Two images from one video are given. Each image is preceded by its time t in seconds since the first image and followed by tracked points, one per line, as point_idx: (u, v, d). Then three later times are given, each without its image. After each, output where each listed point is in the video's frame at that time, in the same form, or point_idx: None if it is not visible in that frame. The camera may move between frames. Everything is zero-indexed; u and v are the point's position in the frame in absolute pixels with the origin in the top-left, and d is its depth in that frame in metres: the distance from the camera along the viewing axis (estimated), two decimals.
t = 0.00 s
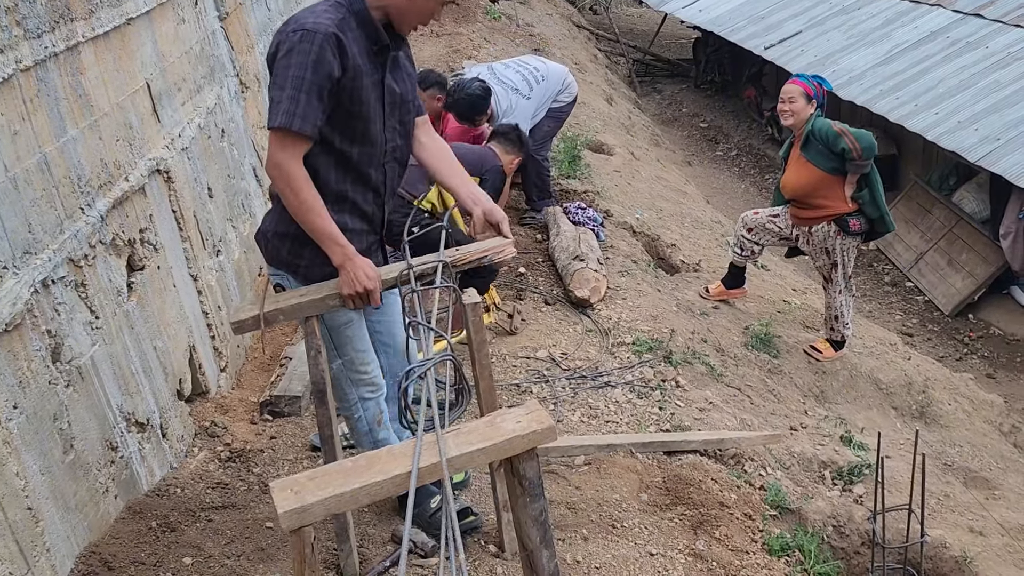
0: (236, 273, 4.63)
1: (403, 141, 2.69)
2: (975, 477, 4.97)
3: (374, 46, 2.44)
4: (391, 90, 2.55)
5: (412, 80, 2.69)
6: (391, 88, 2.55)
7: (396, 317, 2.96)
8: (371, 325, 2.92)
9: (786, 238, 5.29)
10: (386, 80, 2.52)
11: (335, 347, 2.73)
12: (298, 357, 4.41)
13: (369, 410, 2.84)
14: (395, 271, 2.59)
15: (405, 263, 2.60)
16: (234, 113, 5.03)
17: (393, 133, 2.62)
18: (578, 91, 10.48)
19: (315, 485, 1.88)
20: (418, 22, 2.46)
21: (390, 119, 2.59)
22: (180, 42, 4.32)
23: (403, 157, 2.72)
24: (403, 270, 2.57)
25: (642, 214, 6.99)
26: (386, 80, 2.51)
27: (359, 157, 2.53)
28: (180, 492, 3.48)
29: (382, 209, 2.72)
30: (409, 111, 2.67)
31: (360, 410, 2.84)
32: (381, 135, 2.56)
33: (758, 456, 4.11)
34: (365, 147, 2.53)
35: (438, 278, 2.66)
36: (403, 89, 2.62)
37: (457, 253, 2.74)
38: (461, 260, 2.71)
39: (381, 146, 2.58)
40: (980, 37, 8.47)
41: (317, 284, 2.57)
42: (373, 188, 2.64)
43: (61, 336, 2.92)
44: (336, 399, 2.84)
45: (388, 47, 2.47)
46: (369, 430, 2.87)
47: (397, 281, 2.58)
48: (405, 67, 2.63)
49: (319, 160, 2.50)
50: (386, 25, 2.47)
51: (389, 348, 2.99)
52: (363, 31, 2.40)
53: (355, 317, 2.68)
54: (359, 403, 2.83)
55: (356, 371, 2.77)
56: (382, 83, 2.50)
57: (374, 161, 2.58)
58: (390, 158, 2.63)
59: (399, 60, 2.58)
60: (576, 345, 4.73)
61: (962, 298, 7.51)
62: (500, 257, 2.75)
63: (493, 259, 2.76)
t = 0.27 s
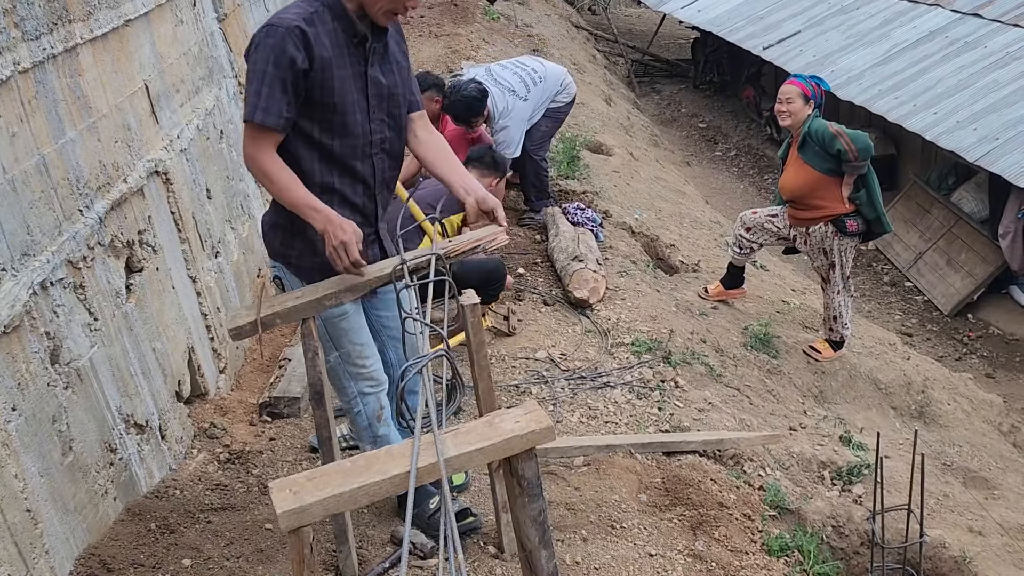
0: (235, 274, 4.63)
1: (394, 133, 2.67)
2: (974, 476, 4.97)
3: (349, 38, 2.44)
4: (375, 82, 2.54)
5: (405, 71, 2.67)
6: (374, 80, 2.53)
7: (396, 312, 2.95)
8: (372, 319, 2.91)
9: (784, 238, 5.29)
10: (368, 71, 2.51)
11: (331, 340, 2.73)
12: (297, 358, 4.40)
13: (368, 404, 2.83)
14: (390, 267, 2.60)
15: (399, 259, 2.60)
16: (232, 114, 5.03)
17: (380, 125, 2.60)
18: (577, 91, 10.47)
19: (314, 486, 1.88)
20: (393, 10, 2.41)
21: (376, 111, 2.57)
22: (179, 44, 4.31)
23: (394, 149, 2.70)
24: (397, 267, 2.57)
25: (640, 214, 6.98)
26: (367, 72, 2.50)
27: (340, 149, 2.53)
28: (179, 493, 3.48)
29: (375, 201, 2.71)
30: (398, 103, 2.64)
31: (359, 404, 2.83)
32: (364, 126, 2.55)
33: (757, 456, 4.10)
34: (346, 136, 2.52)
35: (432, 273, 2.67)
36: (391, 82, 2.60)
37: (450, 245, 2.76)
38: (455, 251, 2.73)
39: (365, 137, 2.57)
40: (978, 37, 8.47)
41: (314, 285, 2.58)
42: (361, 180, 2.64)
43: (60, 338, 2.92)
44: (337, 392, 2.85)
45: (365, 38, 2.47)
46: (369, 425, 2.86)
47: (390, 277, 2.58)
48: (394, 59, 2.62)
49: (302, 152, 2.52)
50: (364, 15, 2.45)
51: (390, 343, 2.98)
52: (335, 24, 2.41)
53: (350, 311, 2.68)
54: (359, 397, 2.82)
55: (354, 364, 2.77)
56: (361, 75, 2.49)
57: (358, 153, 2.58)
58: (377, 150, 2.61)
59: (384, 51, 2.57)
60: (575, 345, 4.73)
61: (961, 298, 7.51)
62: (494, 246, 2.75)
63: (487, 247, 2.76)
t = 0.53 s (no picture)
0: (233, 276, 4.63)
1: (378, 133, 2.67)
2: (973, 477, 4.97)
3: (324, 38, 2.47)
4: (355, 82, 2.54)
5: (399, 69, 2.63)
6: (354, 80, 2.54)
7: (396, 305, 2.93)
8: (375, 312, 2.90)
9: (783, 239, 5.29)
10: (347, 70, 2.52)
11: (327, 330, 2.73)
12: (296, 360, 4.40)
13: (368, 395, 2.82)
14: (392, 272, 2.61)
15: (401, 265, 2.61)
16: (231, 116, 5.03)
17: (361, 124, 2.61)
18: (576, 92, 10.47)
19: (312, 488, 1.88)
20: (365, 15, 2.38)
21: (355, 110, 2.58)
22: (177, 45, 4.31)
23: (379, 148, 2.69)
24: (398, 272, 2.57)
25: (639, 215, 6.99)
26: (344, 71, 2.52)
27: (313, 145, 2.58)
28: (178, 495, 3.47)
29: (355, 198, 2.72)
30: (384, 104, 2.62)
31: (359, 394, 2.83)
32: (338, 125, 2.58)
33: (757, 457, 4.10)
34: (319, 133, 2.57)
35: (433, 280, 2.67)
36: (378, 82, 2.59)
37: (452, 252, 2.74)
38: (457, 260, 2.71)
39: (340, 135, 2.59)
40: (977, 37, 8.47)
41: (313, 286, 2.59)
42: (338, 177, 2.66)
43: (59, 340, 2.92)
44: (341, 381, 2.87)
45: (342, 38, 2.49)
46: (370, 416, 2.85)
47: (391, 282, 2.59)
48: (385, 60, 2.59)
49: (280, 146, 2.60)
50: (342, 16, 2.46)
51: (392, 338, 2.98)
52: (311, 25, 2.45)
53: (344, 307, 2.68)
54: (358, 387, 2.82)
55: (352, 355, 2.76)
56: (337, 75, 2.51)
57: (333, 150, 2.61)
58: (355, 148, 2.63)
59: (371, 53, 2.56)
60: (574, 347, 4.73)
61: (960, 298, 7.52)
62: (496, 256, 2.72)
63: (490, 257, 2.73)
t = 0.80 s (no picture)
0: (232, 277, 4.63)
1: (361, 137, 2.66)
2: (972, 477, 4.97)
3: (308, 42, 2.49)
4: (337, 86, 2.55)
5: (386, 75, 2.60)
6: (336, 85, 2.55)
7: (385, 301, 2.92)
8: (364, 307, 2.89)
9: (780, 239, 5.29)
10: (327, 74, 2.54)
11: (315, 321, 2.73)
12: (295, 361, 4.40)
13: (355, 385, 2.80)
14: (395, 279, 2.62)
15: (404, 273, 2.61)
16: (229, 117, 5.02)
17: (343, 127, 2.62)
18: (575, 93, 10.47)
19: (311, 491, 1.88)
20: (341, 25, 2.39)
21: (337, 113, 2.59)
22: (175, 47, 4.31)
23: (362, 150, 2.70)
24: (401, 278, 2.60)
25: (638, 215, 6.99)
26: (325, 75, 2.53)
27: (294, 145, 2.62)
28: (176, 497, 3.47)
29: (338, 199, 2.73)
30: (368, 109, 2.61)
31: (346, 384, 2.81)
32: (319, 127, 2.60)
33: (756, 458, 4.10)
34: (300, 134, 2.60)
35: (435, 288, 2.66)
36: (362, 88, 2.58)
37: (456, 261, 2.69)
38: (460, 269, 2.66)
39: (319, 136, 2.62)
40: (975, 37, 8.48)
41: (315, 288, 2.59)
42: (321, 177, 2.70)
43: (57, 342, 2.91)
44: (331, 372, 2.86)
45: (325, 44, 2.50)
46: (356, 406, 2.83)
47: (393, 288, 2.60)
48: (372, 67, 2.57)
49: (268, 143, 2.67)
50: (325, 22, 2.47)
51: (389, 339, 2.97)
52: (295, 29, 2.48)
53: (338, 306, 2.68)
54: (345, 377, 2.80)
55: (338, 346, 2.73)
56: (318, 79, 2.53)
57: (314, 151, 2.65)
58: (335, 150, 2.65)
59: (356, 58, 2.54)
60: (573, 347, 4.73)
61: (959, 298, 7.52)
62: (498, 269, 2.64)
63: (494, 269, 2.66)
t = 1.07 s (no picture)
0: (229, 278, 4.62)
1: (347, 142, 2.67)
2: (969, 477, 4.98)
3: (290, 49, 2.49)
4: (320, 92, 2.55)
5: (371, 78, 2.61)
6: (319, 91, 2.55)
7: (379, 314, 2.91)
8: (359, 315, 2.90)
9: (775, 240, 5.30)
10: (313, 82, 2.53)
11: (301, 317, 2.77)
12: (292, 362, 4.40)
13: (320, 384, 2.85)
14: (394, 281, 2.62)
15: (403, 276, 2.62)
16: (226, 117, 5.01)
17: (328, 132, 2.62)
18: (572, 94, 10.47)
19: (309, 493, 1.88)
20: (319, 34, 2.40)
21: (321, 120, 2.59)
22: (172, 47, 4.30)
23: (348, 155, 2.70)
24: (399, 281, 2.59)
25: (636, 216, 6.99)
26: (310, 82, 2.53)
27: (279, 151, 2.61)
28: (173, 499, 3.47)
29: (323, 204, 2.73)
30: (352, 114, 2.61)
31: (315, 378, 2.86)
32: (304, 133, 2.60)
33: (754, 458, 4.10)
34: (285, 141, 2.60)
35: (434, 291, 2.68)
36: (345, 93, 2.58)
37: (456, 265, 2.74)
38: (461, 273, 2.72)
39: (304, 142, 2.61)
40: (972, 38, 8.49)
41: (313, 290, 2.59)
42: (307, 183, 2.69)
43: (53, 343, 2.90)
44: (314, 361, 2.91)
45: (307, 50, 2.50)
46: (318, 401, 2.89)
47: (391, 291, 2.60)
48: (354, 72, 2.57)
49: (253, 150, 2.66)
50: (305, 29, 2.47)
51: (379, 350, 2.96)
52: (277, 36, 2.47)
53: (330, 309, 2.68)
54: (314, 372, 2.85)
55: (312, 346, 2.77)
56: (302, 85, 2.53)
57: (299, 157, 2.64)
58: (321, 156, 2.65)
59: (338, 64, 2.54)
60: (571, 348, 4.73)
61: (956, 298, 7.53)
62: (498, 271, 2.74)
63: (492, 272, 2.77)
